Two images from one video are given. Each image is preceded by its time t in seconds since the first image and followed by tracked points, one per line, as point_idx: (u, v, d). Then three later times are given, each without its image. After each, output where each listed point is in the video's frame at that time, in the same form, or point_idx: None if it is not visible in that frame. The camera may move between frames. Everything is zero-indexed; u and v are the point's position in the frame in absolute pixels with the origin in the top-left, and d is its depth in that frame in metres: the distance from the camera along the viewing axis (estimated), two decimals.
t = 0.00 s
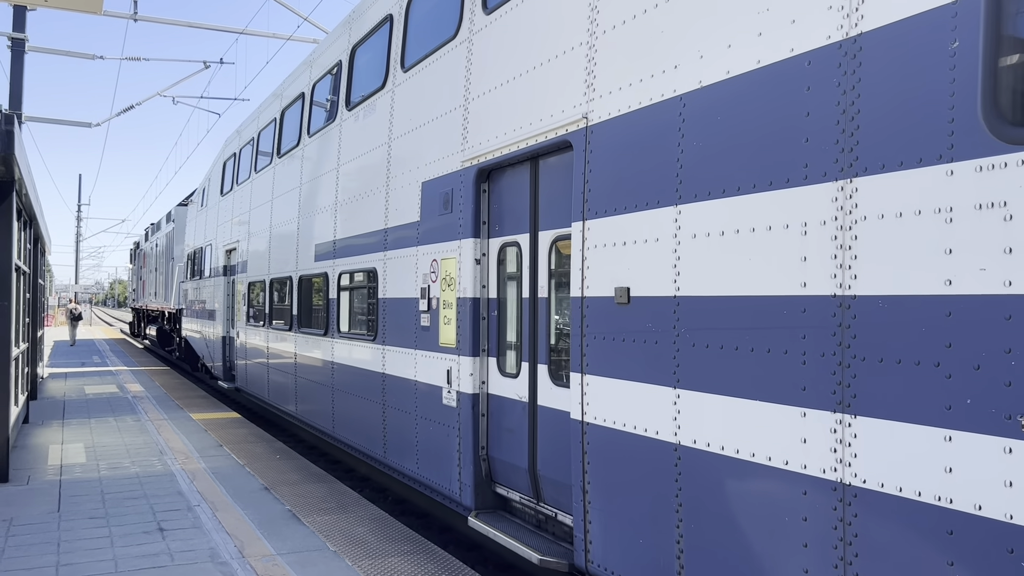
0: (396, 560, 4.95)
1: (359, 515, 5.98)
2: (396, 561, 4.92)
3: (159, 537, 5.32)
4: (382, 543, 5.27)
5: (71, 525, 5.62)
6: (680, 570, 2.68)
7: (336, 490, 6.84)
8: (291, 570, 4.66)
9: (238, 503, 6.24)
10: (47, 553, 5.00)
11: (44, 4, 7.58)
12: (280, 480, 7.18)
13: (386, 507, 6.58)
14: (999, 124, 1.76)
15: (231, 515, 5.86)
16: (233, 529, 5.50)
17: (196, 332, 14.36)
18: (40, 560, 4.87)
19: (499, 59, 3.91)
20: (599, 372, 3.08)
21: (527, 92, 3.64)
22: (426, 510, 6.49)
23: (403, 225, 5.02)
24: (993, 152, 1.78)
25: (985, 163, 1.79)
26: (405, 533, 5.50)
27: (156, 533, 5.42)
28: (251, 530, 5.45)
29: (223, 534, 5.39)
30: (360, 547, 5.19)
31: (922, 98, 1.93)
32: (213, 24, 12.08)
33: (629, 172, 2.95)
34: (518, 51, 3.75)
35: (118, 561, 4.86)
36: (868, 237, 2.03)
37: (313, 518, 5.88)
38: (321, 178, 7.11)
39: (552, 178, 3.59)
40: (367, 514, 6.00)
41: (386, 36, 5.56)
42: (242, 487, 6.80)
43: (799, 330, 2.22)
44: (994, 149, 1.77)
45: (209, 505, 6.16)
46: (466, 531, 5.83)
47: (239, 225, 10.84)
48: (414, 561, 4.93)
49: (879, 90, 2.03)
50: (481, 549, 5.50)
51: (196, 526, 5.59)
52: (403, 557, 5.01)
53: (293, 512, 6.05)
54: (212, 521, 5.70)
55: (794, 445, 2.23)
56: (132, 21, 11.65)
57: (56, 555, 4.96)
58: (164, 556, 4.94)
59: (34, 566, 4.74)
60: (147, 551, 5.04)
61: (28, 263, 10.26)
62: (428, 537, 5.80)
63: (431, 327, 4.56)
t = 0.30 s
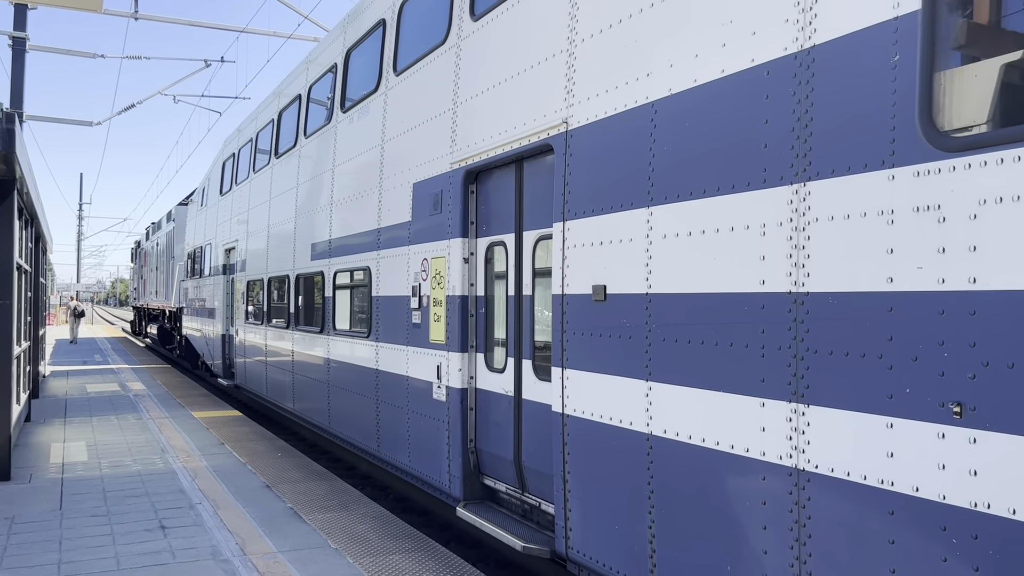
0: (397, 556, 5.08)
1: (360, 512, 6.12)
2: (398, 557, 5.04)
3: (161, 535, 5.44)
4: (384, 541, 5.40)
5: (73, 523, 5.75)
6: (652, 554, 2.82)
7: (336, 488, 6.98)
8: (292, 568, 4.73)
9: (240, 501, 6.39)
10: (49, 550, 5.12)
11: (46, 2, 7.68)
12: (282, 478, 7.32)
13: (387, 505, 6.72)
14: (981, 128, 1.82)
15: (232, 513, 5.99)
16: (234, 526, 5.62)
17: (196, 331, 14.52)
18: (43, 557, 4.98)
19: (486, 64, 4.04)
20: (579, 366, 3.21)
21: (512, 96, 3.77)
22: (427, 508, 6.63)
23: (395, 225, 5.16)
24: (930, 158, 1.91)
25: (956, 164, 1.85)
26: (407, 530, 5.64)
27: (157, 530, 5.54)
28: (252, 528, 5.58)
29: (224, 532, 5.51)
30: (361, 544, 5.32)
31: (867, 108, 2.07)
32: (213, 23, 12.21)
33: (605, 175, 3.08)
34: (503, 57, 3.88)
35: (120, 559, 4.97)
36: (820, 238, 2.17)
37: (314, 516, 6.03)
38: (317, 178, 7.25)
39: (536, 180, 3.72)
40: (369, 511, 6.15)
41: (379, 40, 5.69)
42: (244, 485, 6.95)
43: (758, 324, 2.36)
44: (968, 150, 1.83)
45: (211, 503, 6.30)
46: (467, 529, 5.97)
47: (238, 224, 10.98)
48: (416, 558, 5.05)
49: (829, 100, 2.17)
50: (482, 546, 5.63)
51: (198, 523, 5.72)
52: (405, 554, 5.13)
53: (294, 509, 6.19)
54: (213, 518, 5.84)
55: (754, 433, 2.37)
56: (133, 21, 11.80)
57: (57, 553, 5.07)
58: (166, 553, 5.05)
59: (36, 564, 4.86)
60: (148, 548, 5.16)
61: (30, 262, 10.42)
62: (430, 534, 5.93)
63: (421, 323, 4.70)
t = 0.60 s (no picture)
0: (400, 556, 5.20)
1: (363, 512, 6.25)
2: (401, 557, 5.16)
3: (163, 534, 5.57)
4: (386, 540, 5.52)
5: (75, 523, 5.89)
6: (629, 541, 2.95)
7: (338, 487, 7.11)
8: (295, 568, 4.84)
9: (242, 500, 6.53)
10: (51, 550, 5.25)
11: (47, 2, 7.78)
12: (284, 478, 7.46)
13: (389, 504, 6.85)
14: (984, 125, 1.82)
15: (234, 512, 6.12)
16: (236, 526, 5.75)
17: (197, 330, 14.68)
18: (47, 557, 5.11)
19: (475, 70, 4.17)
20: (561, 362, 3.34)
21: (499, 102, 3.90)
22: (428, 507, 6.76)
23: (389, 226, 5.29)
24: (879, 165, 2.03)
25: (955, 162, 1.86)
26: (407, 529, 5.76)
27: (160, 530, 5.67)
28: (255, 527, 5.71)
29: (226, 531, 5.64)
30: (363, 544, 5.44)
31: (822, 117, 2.19)
32: (213, 22, 12.35)
33: (586, 178, 3.21)
34: (490, 64, 4.01)
35: (122, 558, 5.10)
36: (779, 239, 2.29)
37: (316, 515, 6.16)
38: (314, 179, 7.40)
39: (522, 182, 3.85)
40: (371, 511, 6.28)
41: (373, 45, 5.83)
42: (246, 484, 7.08)
43: (724, 321, 2.48)
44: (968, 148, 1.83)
45: (212, 502, 6.44)
46: (468, 528, 6.10)
47: (237, 224, 11.12)
48: (419, 558, 5.16)
49: (787, 109, 2.30)
50: (483, 545, 5.75)
51: (200, 523, 5.85)
52: (407, 553, 5.24)
53: (296, 508, 6.33)
54: (215, 518, 5.97)
55: (721, 424, 2.50)
56: (133, 20, 11.94)
57: (60, 553, 5.20)
58: (168, 553, 5.18)
59: (39, 563, 4.98)
60: (151, 547, 5.29)
61: (31, 262, 10.56)
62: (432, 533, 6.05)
63: (414, 322, 4.83)
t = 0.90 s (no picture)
0: (401, 555, 5.31)
1: (364, 512, 6.38)
2: (404, 557, 5.28)
3: (166, 535, 5.69)
4: (389, 540, 5.64)
5: (78, 524, 6.01)
6: (609, 532, 3.07)
7: (340, 487, 7.24)
8: (297, 568, 4.96)
9: (244, 501, 6.65)
10: (55, 551, 5.37)
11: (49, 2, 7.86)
12: (287, 478, 7.59)
13: (392, 504, 6.98)
14: (988, 124, 1.83)
15: (236, 513, 6.25)
16: (239, 527, 5.86)
17: (197, 330, 14.83)
18: (50, 558, 5.23)
19: (465, 77, 4.29)
20: (546, 360, 3.47)
21: (488, 108, 4.03)
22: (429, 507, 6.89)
23: (383, 228, 5.42)
24: (835, 172, 2.15)
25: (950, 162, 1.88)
26: (409, 529, 5.88)
27: (162, 530, 5.80)
28: (257, 528, 5.83)
29: (230, 532, 5.76)
30: (365, 544, 5.55)
31: (783, 126, 2.32)
32: (213, 23, 12.50)
33: (569, 182, 3.33)
34: (479, 71, 4.14)
35: (125, 559, 5.22)
36: (745, 242, 2.42)
37: (319, 515, 6.28)
38: (311, 182, 7.54)
39: (510, 186, 3.98)
40: (373, 511, 6.41)
41: (368, 50, 5.97)
42: (248, 485, 7.21)
43: (695, 320, 2.61)
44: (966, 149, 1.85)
45: (214, 503, 6.56)
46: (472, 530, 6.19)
47: (237, 225, 11.26)
48: (420, 558, 5.27)
49: (752, 119, 2.42)
50: (489, 546, 5.84)
51: (202, 524, 5.97)
52: (408, 554, 5.35)
53: (299, 508, 6.46)
54: (218, 519, 6.09)
55: (693, 418, 2.62)
56: (135, 20, 12.09)
57: (64, 553, 5.32)
58: (171, 553, 5.30)
59: (44, 564, 5.10)
60: (154, 548, 5.41)
61: (34, 263, 10.71)
62: (434, 533, 6.17)
63: (407, 321, 4.96)
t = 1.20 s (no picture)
0: (403, 556, 5.42)
1: (366, 512, 6.51)
2: (406, 557, 5.39)
3: (168, 537, 5.81)
4: (391, 540, 5.76)
5: (79, 526, 6.13)
6: (591, 523, 3.18)
7: (342, 488, 7.37)
8: (299, 568, 5.07)
9: (246, 502, 6.77)
10: (58, 552, 5.50)
11: (48, 4, 7.97)
12: (288, 479, 7.72)
13: (394, 505, 7.11)
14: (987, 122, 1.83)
15: (238, 514, 6.38)
16: (241, 529, 5.97)
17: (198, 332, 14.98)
18: (52, 560, 5.35)
19: (455, 83, 4.42)
20: (532, 358, 3.59)
21: (477, 114, 4.15)
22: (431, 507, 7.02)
23: (378, 230, 5.55)
24: (797, 178, 2.27)
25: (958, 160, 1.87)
26: (411, 530, 6.00)
27: (165, 532, 5.92)
28: (260, 529, 5.94)
29: (231, 533, 5.88)
30: (367, 545, 5.67)
31: (750, 134, 2.44)
32: (213, 25, 12.65)
33: (553, 186, 3.46)
34: (469, 78, 4.26)
35: (127, 560, 5.34)
36: (715, 244, 2.54)
37: (322, 516, 6.41)
38: (309, 184, 7.67)
39: (499, 190, 4.10)
40: (374, 512, 6.53)
41: (364, 56, 6.10)
42: (250, 486, 7.34)
43: (670, 319, 2.73)
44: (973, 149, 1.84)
45: (216, 504, 6.68)
46: (473, 529, 6.31)
47: (236, 227, 11.40)
48: (421, 558, 5.39)
49: (721, 127, 2.54)
50: (489, 545, 5.96)
51: (204, 525, 6.09)
52: (410, 554, 5.47)
53: (301, 509, 6.59)
54: (220, 520, 6.21)
55: (668, 412, 2.74)
56: (135, 21, 12.23)
57: (67, 555, 5.45)
58: (173, 554, 5.42)
59: (47, 566, 5.23)
60: (156, 549, 5.53)
61: (35, 264, 10.86)
62: (436, 533, 6.29)
63: (400, 322, 5.09)
